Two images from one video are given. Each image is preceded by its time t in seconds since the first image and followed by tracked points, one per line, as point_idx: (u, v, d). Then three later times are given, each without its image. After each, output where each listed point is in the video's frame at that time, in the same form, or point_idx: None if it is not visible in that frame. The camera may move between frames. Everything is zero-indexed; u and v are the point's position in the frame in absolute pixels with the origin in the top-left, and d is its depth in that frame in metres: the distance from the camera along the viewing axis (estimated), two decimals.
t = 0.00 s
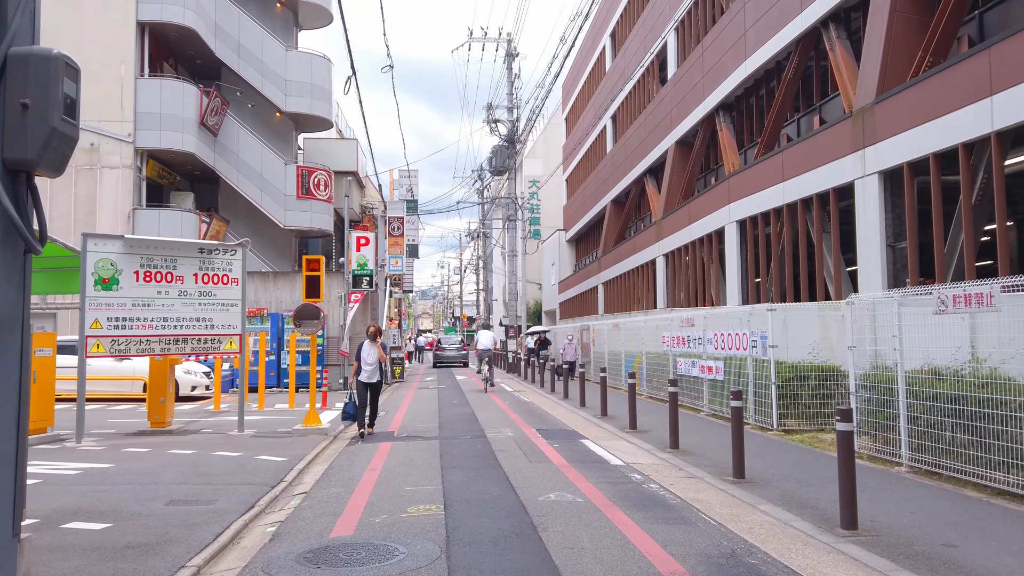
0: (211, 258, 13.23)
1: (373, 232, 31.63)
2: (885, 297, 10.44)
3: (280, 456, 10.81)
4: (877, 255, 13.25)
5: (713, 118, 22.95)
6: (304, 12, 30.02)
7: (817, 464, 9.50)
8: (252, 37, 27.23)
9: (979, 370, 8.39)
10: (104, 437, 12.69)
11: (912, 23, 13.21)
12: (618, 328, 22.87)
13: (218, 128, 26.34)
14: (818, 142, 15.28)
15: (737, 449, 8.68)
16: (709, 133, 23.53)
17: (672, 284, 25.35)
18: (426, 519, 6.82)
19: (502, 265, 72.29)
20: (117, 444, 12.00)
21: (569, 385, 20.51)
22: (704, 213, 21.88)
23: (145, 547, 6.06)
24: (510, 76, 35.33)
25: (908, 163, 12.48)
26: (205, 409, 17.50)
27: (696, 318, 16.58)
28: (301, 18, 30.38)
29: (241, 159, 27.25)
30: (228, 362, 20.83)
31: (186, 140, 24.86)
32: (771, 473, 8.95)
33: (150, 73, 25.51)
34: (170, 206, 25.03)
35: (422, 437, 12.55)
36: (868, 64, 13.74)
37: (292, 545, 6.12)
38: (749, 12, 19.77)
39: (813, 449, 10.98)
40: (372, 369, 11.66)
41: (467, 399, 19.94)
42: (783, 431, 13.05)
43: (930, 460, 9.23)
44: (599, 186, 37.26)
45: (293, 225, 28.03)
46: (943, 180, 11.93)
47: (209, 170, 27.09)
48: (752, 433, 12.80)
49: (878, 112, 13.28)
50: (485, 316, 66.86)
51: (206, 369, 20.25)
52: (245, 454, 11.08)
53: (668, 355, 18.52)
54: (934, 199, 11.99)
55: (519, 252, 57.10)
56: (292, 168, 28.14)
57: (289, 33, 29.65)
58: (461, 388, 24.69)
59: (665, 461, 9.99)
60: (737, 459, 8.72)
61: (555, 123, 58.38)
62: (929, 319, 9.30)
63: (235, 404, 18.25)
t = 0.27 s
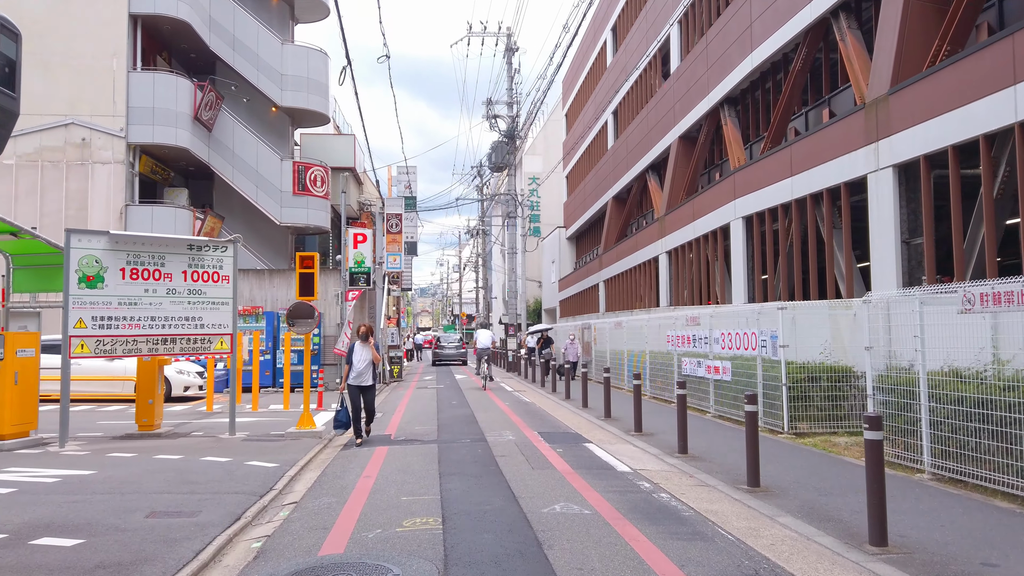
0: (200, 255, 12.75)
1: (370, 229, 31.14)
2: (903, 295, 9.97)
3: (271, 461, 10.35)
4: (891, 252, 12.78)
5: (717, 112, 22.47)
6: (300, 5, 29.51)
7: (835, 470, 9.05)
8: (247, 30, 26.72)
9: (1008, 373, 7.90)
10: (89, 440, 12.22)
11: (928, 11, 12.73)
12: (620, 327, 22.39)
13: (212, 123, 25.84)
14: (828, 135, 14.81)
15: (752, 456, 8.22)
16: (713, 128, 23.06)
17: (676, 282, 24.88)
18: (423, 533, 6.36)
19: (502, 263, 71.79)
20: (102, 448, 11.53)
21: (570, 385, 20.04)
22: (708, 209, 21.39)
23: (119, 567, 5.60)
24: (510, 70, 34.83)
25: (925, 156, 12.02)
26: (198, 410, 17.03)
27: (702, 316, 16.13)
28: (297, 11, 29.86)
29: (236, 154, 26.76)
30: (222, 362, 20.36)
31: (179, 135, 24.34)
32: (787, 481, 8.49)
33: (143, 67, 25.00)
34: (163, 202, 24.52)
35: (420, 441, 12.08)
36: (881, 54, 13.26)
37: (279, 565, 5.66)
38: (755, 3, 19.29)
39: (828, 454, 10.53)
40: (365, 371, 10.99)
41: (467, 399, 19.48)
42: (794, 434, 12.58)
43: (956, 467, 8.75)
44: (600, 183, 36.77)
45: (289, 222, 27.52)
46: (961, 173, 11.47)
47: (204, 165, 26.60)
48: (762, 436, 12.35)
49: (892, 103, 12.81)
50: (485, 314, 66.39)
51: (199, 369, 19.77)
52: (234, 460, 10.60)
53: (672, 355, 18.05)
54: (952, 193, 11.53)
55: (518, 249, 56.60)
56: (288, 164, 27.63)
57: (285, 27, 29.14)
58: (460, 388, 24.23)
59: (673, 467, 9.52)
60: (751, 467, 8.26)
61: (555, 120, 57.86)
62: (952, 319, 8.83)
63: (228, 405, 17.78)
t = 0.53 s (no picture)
0: (191, 249, 12.27)
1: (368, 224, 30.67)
2: (926, 288, 9.51)
3: (263, 463, 9.90)
4: (908, 247, 12.31)
5: (723, 105, 22.01)
6: None
7: (855, 474, 8.60)
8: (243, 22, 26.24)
9: None
10: (75, 441, 11.76)
11: None
12: (623, 324, 21.97)
13: (208, 117, 25.36)
14: (840, 126, 14.34)
15: (769, 458, 7.77)
16: (718, 122, 22.61)
17: (680, 279, 24.42)
18: (421, 543, 5.91)
19: (501, 261, 71.39)
20: (88, 448, 11.08)
21: (573, 383, 19.59)
22: (714, 204, 20.91)
23: None
24: (510, 64, 34.37)
25: (944, 146, 11.57)
26: (190, 409, 16.56)
27: (708, 313, 15.73)
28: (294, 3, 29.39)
29: (231, 149, 26.31)
30: (216, 359, 19.90)
31: (174, 128, 23.87)
32: (807, 485, 8.04)
33: (136, 59, 24.52)
34: (157, 197, 24.05)
35: (419, 442, 11.63)
36: (898, 40, 12.79)
37: None
38: None
39: (845, 456, 10.06)
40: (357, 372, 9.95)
41: (467, 398, 19.04)
42: (806, 434, 12.14)
43: (984, 471, 8.25)
44: (602, 179, 36.29)
45: (286, 217, 27.02)
46: (983, 163, 11.02)
47: (199, 160, 26.12)
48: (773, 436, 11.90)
49: (908, 92, 12.35)
50: (485, 312, 66.02)
51: (193, 367, 19.30)
52: (224, 461, 10.13)
53: (678, 352, 17.62)
54: (976, 185, 11.08)
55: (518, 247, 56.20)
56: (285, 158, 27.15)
57: (282, 19, 28.65)
58: (460, 386, 23.78)
59: (684, 469, 9.07)
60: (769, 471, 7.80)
61: (555, 116, 57.43)
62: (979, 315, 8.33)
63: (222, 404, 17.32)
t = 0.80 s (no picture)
0: (180, 246, 11.83)
1: (366, 223, 30.22)
2: (948, 287, 9.05)
3: (253, 470, 9.44)
4: (924, 244, 11.86)
5: (728, 100, 21.56)
6: None
7: (877, 483, 8.15)
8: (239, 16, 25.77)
9: None
10: (58, 446, 11.29)
11: None
12: (625, 324, 21.53)
13: (202, 112, 24.91)
14: (852, 120, 13.90)
15: (788, 467, 7.32)
16: (723, 118, 22.16)
17: (683, 278, 23.97)
18: (417, 563, 5.46)
19: (501, 260, 70.91)
20: (71, 454, 10.61)
21: (575, 385, 19.13)
22: (719, 201, 20.47)
23: None
24: (510, 61, 33.91)
25: (962, 139, 11.12)
26: (182, 412, 16.10)
27: (715, 313, 15.31)
28: None
29: (227, 146, 25.85)
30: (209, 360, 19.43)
31: (168, 124, 23.42)
32: (827, 497, 7.58)
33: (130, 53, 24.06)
34: (151, 194, 23.60)
35: (416, 447, 11.19)
36: (913, 31, 12.33)
37: None
38: None
39: (862, 463, 9.62)
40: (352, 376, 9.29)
41: (466, 400, 18.57)
42: (818, 439, 11.69)
43: (1014, 481, 7.79)
44: (603, 177, 35.84)
45: (282, 215, 26.56)
46: (1004, 158, 10.57)
47: (194, 156, 25.66)
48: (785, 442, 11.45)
49: (925, 84, 11.90)
50: (484, 311, 65.53)
51: (185, 368, 18.83)
52: (212, 468, 9.67)
53: (682, 353, 17.18)
54: (997, 180, 10.63)
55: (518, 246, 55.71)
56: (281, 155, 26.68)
57: (279, 14, 28.18)
58: (459, 387, 23.34)
59: (695, 478, 8.61)
60: (786, 481, 7.37)
61: (556, 114, 56.96)
62: (1009, 317, 7.86)
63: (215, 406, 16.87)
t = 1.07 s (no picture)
0: (166, 239, 11.36)
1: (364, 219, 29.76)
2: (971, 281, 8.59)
3: (240, 473, 8.97)
4: (941, 238, 11.40)
5: (732, 92, 21.09)
6: None
7: (899, 488, 7.69)
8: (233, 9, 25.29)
9: None
10: (39, 447, 10.83)
11: None
12: (627, 321, 21.08)
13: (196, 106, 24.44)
14: (863, 111, 13.45)
15: (807, 473, 6.86)
16: (726, 111, 21.70)
17: (686, 274, 23.51)
18: None
19: (500, 258, 70.42)
20: (50, 456, 10.15)
21: (576, 384, 18.66)
22: (724, 195, 19.97)
23: None
24: (510, 55, 33.42)
25: (981, 127, 10.64)
26: (172, 412, 15.64)
27: (721, 310, 14.84)
28: None
29: (221, 140, 25.38)
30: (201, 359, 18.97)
31: (160, 118, 22.95)
32: (849, 504, 7.12)
33: (121, 45, 23.57)
34: (143, 189, 23.13)
35: (412, 448, 10.73)
36: (928, 16, 11.87)
37: None
38: None
39: (879, 465, 9.16)
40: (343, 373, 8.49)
41: (465, 399, 18.12)
42: (831, 441, 11.23)
43: None
44: (604, 173, 35.36)
45: (277, 211, 26.08)
46: None
47: (188, 151, 25.19)
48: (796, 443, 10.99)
49: (940, 72, 11.45)
50: (483, 310, 65.06)
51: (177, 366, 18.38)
52: (197, 470, 9.21)
53: (686, 351, 16.72)
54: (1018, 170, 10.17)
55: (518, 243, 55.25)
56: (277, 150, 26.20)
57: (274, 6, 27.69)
58: (458, 386, 22.88)
59: (705, 482, 8.16)
60: (803, 486, 6.93)
61: (556, 110, 56.46)
62: None
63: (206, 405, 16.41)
